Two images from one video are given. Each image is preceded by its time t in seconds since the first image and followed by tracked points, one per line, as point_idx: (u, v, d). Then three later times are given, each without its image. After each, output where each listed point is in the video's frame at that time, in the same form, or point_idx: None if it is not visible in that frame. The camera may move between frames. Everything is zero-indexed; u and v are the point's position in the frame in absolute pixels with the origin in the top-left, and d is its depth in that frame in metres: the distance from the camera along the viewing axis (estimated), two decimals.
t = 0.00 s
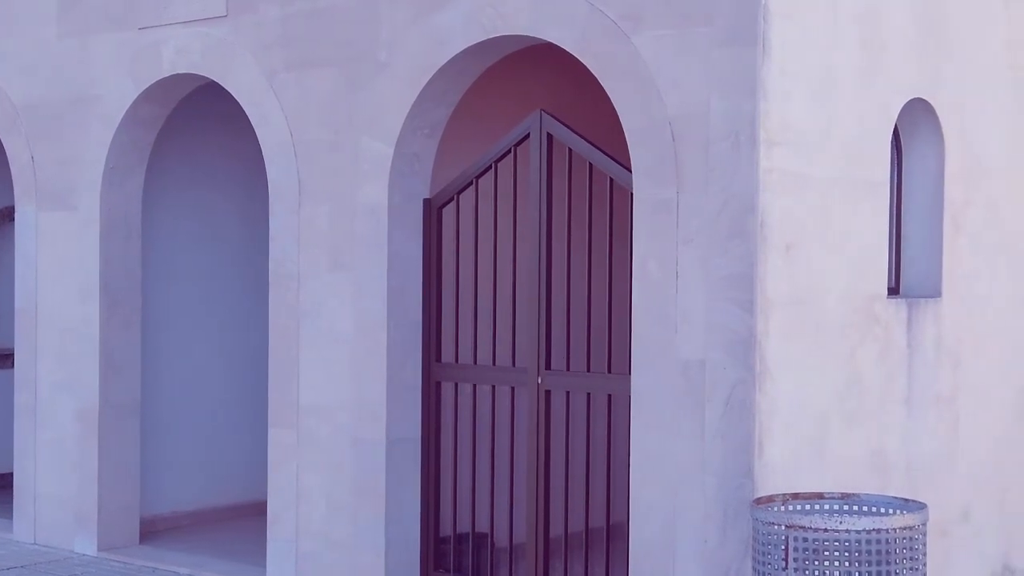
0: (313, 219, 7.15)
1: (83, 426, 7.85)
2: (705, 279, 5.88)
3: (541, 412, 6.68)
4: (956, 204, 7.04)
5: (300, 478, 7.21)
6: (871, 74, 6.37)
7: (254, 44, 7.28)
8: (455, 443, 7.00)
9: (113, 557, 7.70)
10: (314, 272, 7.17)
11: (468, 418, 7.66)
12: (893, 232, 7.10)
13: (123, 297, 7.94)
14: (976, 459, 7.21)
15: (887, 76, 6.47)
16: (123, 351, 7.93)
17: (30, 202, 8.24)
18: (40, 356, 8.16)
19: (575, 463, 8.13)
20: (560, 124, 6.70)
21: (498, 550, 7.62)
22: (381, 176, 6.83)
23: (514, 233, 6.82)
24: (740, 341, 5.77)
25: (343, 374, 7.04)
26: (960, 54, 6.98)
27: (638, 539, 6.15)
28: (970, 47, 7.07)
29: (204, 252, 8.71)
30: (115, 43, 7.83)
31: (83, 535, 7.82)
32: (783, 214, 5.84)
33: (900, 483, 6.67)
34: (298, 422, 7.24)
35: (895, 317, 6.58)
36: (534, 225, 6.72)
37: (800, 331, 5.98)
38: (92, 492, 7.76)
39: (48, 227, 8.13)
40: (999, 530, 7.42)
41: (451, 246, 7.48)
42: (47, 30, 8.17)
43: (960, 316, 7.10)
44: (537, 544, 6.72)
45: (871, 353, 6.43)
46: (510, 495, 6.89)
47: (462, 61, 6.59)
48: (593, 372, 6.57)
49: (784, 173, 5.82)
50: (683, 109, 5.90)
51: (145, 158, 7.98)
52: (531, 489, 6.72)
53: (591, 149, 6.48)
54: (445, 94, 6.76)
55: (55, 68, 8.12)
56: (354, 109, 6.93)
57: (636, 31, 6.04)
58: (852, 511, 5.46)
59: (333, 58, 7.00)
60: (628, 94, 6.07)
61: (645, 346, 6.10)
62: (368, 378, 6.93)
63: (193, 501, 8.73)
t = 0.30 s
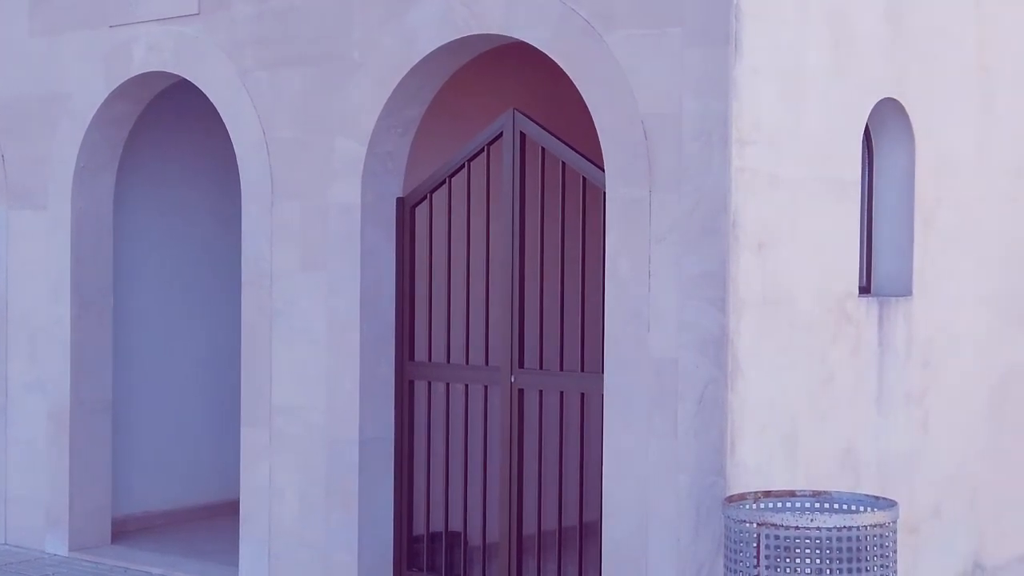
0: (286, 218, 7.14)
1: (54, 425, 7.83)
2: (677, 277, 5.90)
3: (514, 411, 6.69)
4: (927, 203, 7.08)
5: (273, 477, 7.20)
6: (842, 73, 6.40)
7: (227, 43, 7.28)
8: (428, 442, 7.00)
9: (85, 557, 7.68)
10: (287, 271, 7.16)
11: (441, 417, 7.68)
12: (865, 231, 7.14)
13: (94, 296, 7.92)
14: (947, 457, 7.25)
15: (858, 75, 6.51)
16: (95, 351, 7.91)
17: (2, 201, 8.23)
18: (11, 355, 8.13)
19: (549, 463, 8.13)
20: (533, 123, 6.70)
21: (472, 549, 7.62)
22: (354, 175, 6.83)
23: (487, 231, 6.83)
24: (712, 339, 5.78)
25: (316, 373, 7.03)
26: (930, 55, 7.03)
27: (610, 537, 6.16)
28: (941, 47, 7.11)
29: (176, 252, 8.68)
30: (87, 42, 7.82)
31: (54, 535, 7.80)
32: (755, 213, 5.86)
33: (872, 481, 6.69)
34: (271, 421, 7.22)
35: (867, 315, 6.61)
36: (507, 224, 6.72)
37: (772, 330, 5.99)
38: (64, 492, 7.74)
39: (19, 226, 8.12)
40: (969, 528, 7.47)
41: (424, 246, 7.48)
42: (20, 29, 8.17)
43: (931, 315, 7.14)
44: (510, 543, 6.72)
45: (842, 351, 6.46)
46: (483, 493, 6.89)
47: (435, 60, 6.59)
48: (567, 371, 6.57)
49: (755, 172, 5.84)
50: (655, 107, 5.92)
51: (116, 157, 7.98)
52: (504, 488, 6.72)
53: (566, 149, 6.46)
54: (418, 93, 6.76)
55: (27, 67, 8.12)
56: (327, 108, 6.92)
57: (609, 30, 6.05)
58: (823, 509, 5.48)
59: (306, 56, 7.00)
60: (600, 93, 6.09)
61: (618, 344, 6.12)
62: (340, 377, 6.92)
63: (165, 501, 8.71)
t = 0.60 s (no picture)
0: (259, 216, 7.13)
1: (25, 425, 7.82)
2: (650, 276, 5.92)
3: (487, 409, 6.69)
4: (899, 202, 7.12)
5: (247, 476, 7.18)
6: (814, 72, 6.43)
7: (200, 40, 7.26)
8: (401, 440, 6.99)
9: (56, 557, 7.67)
10: (260, 269, 7.14)
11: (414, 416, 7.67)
12: (836, 229, 7.18)
13: (65, 295, 7.91)
14: (918, 454, 7.29)
15: (830, 74, 6.53)
16: (67, 349, 7.89)
17: None
18: None
19: (522, 460, 8.14)
20: (506, 122, 6.70)
21: (445, 547, 7.62)
22: (328, 173, 6.82)
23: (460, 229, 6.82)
24: (685, 336, 5.80)
25: (289, 371, 7.02)
26: (901, 55, 7.07)
27: (583, 535, 6.18)
28: (911, 46, 7.15)
29: (149, 250, 8.66)
30: (59, 39, 7.82)
31: (25, 535, 7.79)
32: (728, 211, 5.88)
33: (844, 479, 6.72)
34: (244, 419, 7.21)
35: (838, 313, 6.64)
36: (480, 222, 6.72)
37: (744, 328, 6.02)
38: (35, 492, 7.73)
39: None
40: (940, 524, 7.51)
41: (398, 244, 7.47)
42: None
43: (902, 313, 7.17)
44: (484, 541, 6.72)
45: (814, 349, 6.49)
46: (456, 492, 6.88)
47: (408, 58, 6.59)
48: (540, 369, 6.58)
49: (727, 170, 5.86)
50: (627, 106, 5.93)
51: (88, 155, 7.98)
52: (478, 486, 6.72)
53: (542, 149, 6.45)
54: (391, 91, 6.75)
55: None
56: (300, 106, 6.92)
57: (583, 28, 6.06)
58: (794, 506, 5.53)
59: (278, 54, 6.98)
60: (572, 92, 6.10)
61: (591, 343, 6.13)
62: (314, 375, 6.91)
63: (137, 500, 8.69)
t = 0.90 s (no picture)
0: (231, 214, 7.12)
1: None
2: (622, 274, 5.93)
3: (460, 407, 6.68)
4: (869, 201, 7.15)
5: (219, 475, 7.17)
6: (786, 71, 6.45)
7: (172, 38, 7.25)
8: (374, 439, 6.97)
9: (27, 556, 7.68)
10: (233, 268, 7.13)
11: (387, 414, 7.66)
12: (808, 228, 7.21)
13: (38, 295, 7.94)
14: (889, 451, 7.32)
15: (801, 72, 6.56)
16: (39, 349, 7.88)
17: None
18: None
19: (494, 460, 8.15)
20: (479, 120, 6.69)
21: (418, 546, 7.61)
22: (300, 172, 6.81)
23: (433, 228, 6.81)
24: (657, 335, 5.81)
25: (261, 370, 7.01)
26: (872, 55, 7.10)
27: (555, 533, 6.18)
28: (883, 45, 7.18)
29: (123, 250, 8.64)
30: (31, 37, 7.85)
31: None
32: (699, 209, 5.89)
33: (815, 476, 6.74)
34: (217, 418, 7.19)
35: (810, 311, 6.66)
36: (453, 221, 6.71)
37: (716, 326, 6.03)
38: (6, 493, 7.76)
39: None
40: (912, 521, 7.54)
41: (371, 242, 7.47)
42: None
43: (873, 311, 7.20)
44: (456, 540, 6.72)
45: (785, 347, 6.51)
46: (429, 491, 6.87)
47: (381, 56, 6.59)
48: (512, 367, 6.57)
49: (698, 168, 5.87)
50: (598, 104, 5.94)
51: (59, 152, 8.04)
52: (451, 485, 6.71)
53: (515, 147, 6.45)
54: (364, 89, 6.75)
55: None
56: (272, 104, 6.91)
57: (555, 26, 6.07)
58: (766, 504, 5.52)
59: (251, 52, 6.98)
60: (544, 90, 6.11)
61: (564, 341, 6.13)
62: (288, 374, 6.89)
63: (109, 500, 8.67)
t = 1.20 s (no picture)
0: (203, 212, 7.10)
1: None
2: (594, 272, 5.93)
3: (432, 406, 6.68)
4: (841, 200, 7.19)
5: (190, 474, 7.15)
6: (757, 69, 6.48)
7: (143, 36, 7.23)
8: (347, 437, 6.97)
9: None
10: (205, 267, 7.11)
11: (360, 412, 7.66)
12: (779, 227, 7.24)
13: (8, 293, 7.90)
14: (859, 448, 7.36)
15: (773, 71, 6.58)
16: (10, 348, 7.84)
17: None
18: None
19: (467, 460, 8.16)
20: (451, 119, 6.69)
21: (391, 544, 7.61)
22: (272, 170, 6.80)
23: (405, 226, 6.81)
24: (629, 333, 5.83)
25: (233, 369, 7.00)
26: (843, 55, 7.14)
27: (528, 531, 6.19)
28: (854, 44, 7.22)
29: (94, 249, 8.61)
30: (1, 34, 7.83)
31: None
32: (672, 208, 5.91)
33: (786, 473, 6.76)
34: (189, 417, 7.17)
35: (781, 309, 6.69)
36: (425, 219, 6.71)
37: (687, 324, 6.05)
38: None
39: None
40: (882, 518, 7.58)
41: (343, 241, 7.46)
42: None
43: (844, 309, 7.24)
44: (429, 538, 6.72)
45: (756, 345, 6.53)
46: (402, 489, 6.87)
47: (353, 54, 6.59)
48: (485, 366, 6.58)
49: (670, 167, 5.88)
50: (569, 102, 5.95)
51: (29, 149, 8.02)
52: (423, 483, 6.72)
53: (487, 145, 6.45)
54: (336, 87, 6.74)
55: None
56: (244, 102, 6.89)
57: (527, 24, 6.07)
58: (738, 501, 5.51)
59: (222, 50, 6.96)
60: (516, 89, 6.12)
61: (537, 340, 6.13)
62: (261, 373, 6.87)
63: (80, 499, 8.63)
